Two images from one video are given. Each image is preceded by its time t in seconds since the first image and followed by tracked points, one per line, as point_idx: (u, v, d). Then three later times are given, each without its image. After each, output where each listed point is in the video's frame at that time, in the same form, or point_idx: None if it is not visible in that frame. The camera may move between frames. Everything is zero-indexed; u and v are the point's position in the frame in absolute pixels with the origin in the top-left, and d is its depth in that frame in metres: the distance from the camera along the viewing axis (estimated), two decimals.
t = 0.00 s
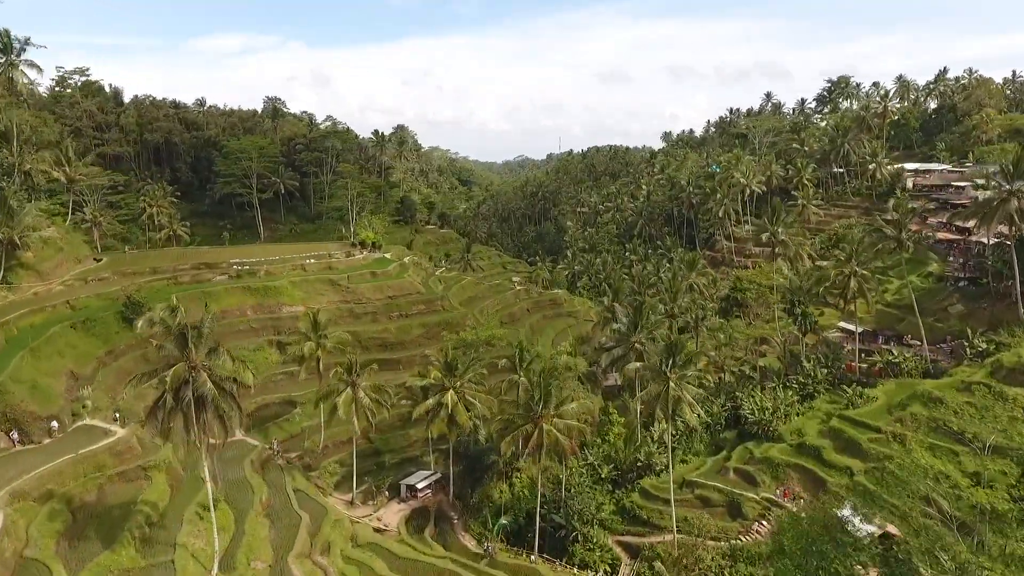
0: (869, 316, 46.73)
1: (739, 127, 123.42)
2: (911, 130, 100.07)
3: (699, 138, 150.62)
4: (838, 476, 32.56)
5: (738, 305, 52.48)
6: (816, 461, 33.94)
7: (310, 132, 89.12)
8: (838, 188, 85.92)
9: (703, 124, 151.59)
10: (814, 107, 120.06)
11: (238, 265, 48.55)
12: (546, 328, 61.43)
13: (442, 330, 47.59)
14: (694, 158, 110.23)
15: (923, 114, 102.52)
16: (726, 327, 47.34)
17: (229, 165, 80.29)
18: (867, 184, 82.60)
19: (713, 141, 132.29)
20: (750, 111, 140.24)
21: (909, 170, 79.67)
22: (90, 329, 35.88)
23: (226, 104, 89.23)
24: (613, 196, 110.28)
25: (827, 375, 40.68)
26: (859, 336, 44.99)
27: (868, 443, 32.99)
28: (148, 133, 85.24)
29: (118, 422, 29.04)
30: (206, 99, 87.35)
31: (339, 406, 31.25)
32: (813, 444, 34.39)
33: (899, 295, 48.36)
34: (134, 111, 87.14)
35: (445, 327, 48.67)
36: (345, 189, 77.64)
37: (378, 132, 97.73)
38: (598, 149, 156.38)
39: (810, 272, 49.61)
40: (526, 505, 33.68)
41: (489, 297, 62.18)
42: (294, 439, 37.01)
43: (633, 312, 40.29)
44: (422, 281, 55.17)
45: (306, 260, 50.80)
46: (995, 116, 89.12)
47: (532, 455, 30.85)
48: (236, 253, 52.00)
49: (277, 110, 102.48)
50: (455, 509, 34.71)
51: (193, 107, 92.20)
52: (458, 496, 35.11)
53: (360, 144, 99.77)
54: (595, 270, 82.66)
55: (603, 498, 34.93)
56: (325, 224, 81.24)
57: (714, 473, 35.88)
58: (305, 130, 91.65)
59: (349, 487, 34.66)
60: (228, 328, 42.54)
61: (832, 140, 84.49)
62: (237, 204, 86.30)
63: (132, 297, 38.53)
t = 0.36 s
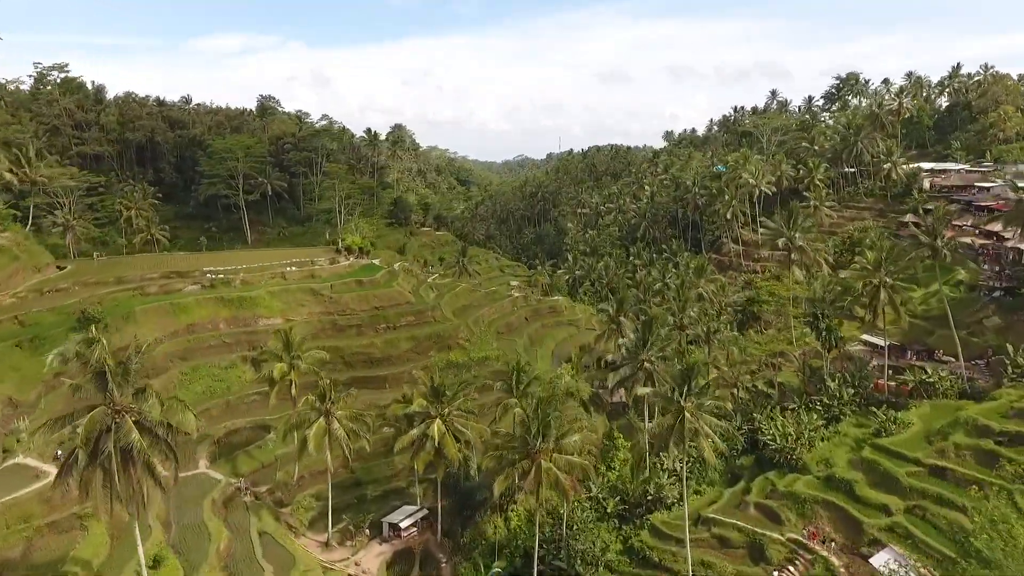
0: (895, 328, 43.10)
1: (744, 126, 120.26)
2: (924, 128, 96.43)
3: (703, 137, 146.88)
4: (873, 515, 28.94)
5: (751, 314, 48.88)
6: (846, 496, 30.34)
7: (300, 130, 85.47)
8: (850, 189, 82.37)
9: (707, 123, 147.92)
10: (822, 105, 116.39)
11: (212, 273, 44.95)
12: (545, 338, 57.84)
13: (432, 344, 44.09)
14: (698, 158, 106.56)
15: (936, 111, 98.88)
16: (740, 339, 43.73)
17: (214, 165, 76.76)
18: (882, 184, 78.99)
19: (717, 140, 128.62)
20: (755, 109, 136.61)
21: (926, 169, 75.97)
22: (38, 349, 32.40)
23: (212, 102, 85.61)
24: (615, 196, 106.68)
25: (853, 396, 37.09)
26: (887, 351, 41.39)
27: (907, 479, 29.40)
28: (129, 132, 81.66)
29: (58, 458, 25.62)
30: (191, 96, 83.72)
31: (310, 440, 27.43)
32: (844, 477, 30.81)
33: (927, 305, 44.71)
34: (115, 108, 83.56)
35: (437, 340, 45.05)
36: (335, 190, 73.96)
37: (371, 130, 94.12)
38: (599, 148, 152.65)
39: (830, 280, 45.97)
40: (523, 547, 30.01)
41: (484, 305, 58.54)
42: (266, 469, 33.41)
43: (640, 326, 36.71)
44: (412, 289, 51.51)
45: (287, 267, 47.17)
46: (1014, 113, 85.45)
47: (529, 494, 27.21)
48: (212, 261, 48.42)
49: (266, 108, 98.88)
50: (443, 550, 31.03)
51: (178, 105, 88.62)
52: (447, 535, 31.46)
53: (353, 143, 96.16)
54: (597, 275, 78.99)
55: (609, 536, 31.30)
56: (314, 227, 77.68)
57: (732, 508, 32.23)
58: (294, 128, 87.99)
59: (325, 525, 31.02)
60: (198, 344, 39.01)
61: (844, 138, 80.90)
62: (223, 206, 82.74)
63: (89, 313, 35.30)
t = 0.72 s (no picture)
0: (926, 343, 39.54)
1: (751, 125, 116.82)
2: (938, 126, 92.81)
3: (707, 136, 143.08)
4: (919, 566, 25.37)
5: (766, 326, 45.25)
6: (886, 543, 26.74)
7: (288, 128, 81.84)
8: (864, 190, 78.81)
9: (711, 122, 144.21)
10: (830, 103, 112.54)
11: (181, 284, 41.34)
12: (545, 350, 54.24)
13: (420, 361, 40.61)
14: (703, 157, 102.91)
15: (951, 108, 95.24)
16: (758, 356, 40.10)
17: (197, 166, 73.27)
18: (898, 185, 75.34)
19: (722, 139, 125.07)
20: (760, 107, 133.17)
21: (946, 169, 72.20)
22: None
23: (197, 99, 82.02)
24: (617, 197, 103.16)
25: (886, 422, 33.49)
26: (920, 370, 37.78)
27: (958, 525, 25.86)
28: (109, 130, 78.17)
29: None
30: (175, 93, 80.20)
31: (269, 486, 23.56)
32: (883, 520, 27.26)
33: (961, 318, 41.06)
34: (94, 106, 80.09)
35: (426, 356, 41.45)
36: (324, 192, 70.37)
37: (364, 129, 90.54)
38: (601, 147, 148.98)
39: (854, 291, 42.43)
40: None
41: (480, 315, 54.94)
42: (231, 506, 29.79)
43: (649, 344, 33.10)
44: (402, 299, 47.87)
45: (264, 276, 43.53)
46: None
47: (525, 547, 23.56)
48: (184, 270, 44.87)
49: (255, 105, 95.35)
50: None
51: (161, 102, 85.16)
52: None
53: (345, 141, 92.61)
54: (598, 280, 75.43)
55: None
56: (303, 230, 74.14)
57: (756, 552, 28.60)
58: (283, 126, 84.35)
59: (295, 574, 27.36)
60: (161, 363, 35.39)
61: (857, 137, 77.30)
62: (208, 208, 79.21)
63: (38, 331, 31.85)
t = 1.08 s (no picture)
0: (966, 363, 35.89)
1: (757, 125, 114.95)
2: (954, 125, 89.24)
3: (710, 136, 139.54)
4: None
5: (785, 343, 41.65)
6: None
7: (276, 127, 78.22)
8: (879, 192, 75.23)
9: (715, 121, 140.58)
10: (839, 101, 109.24)
11: (144, 297, 37.60)
12: (543, 365, 50.62)
13: (406, 382, 37.03)
14: (709, 157, 99.31)
15: (966, 106, 91.64)
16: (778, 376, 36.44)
17: (179, 166, 69.64)
18: (916, 186, 71.66)
19: (727, 139, 121.53)
20: (766, 106, 129.55)
21: (966, 170, 68.81)
22: None
23: (180, 96, 78.30)
24: (619, 198, 99.61)
25: (929, 456, 29.78)
26: (960, 393, 34.12)
27: None
28: (86, 129, 74.58)
29: None
30: (157, 90, 76.49)
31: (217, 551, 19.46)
32: None
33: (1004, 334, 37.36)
34: (72, 104, 76.49)
35: (414, 376, 37.75)
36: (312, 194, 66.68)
37: (355, 128, 86.92)
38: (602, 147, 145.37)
39: (883, 306, 38.83)
40: None
41: (474, 326, 51.23)
42: (186, 557, 26.16)
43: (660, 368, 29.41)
44: (388, 311, 44.15)
45: (237, 288, 39.82)
46: None
47: None
48: (149, 281, 41.14)
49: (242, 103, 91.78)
50: None
51: (143, 100, 81.52)
52: None
53: (336, 141, 89.05)
54: (600, 287, 71.76)
55: None
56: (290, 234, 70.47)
57: None
58: (270, 125, 80.70)
59: None
60: (114, 388, 31.65)
61: (872, 136, 73.72)
62: (191, 210, 75.56)
63: None
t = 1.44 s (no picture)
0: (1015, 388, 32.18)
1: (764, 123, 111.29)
2: (971, 123, 85.52)
3: (715, 134, 135.79)
4: None
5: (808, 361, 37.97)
6: None
7: (261, 125, 74.49)
8: (895, 193, 71.55)
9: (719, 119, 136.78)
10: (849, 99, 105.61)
11: (96, 312, 33.70)
12: (543, 381, 46.99)
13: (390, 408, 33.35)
14: (715, 157, 95.64)
15: (984, 104, 87.88)
16: (804, 401, 32.77)
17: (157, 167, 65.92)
18: (935, 188, 67.99)
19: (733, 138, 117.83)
20: (772, 104, 125.79)
21: (989, 170, 65.16)
22: None
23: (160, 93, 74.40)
24: (621, 200, 95.97)
25: (985, 501, 26.03)
26: (1012, 424, 30.41)
27: None
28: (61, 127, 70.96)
29: None
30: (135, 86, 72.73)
31: None
32: None
33: None
34: (47, 101, 72.87)
35: (398, 401, 34.00)
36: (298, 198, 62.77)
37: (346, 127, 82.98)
38: (603, 147, 141.63)
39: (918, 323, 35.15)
40: None
41: (468, 339, 47.50)
42: None
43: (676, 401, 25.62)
44: (373, 326, 40.37)
45: (202, 301, 35.93)
46: None
47: None
48: (107, 294, 37.32)
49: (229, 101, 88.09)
50: None
51: (123, 97, 77.87)
52: None
53: (326, 140, 85.35)
54: (602, 293, 68.15)
55: None
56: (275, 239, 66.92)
57: None
58: (256, 123, 76.97)
59: None
60: (54, 419, 27.79)
61: (888, 135, 70.05)
62: (172, 213, 71.95)
63: None
